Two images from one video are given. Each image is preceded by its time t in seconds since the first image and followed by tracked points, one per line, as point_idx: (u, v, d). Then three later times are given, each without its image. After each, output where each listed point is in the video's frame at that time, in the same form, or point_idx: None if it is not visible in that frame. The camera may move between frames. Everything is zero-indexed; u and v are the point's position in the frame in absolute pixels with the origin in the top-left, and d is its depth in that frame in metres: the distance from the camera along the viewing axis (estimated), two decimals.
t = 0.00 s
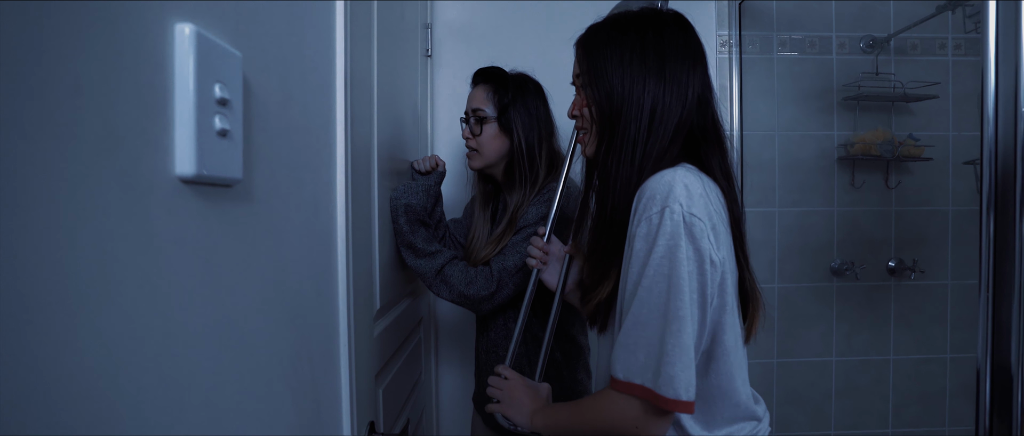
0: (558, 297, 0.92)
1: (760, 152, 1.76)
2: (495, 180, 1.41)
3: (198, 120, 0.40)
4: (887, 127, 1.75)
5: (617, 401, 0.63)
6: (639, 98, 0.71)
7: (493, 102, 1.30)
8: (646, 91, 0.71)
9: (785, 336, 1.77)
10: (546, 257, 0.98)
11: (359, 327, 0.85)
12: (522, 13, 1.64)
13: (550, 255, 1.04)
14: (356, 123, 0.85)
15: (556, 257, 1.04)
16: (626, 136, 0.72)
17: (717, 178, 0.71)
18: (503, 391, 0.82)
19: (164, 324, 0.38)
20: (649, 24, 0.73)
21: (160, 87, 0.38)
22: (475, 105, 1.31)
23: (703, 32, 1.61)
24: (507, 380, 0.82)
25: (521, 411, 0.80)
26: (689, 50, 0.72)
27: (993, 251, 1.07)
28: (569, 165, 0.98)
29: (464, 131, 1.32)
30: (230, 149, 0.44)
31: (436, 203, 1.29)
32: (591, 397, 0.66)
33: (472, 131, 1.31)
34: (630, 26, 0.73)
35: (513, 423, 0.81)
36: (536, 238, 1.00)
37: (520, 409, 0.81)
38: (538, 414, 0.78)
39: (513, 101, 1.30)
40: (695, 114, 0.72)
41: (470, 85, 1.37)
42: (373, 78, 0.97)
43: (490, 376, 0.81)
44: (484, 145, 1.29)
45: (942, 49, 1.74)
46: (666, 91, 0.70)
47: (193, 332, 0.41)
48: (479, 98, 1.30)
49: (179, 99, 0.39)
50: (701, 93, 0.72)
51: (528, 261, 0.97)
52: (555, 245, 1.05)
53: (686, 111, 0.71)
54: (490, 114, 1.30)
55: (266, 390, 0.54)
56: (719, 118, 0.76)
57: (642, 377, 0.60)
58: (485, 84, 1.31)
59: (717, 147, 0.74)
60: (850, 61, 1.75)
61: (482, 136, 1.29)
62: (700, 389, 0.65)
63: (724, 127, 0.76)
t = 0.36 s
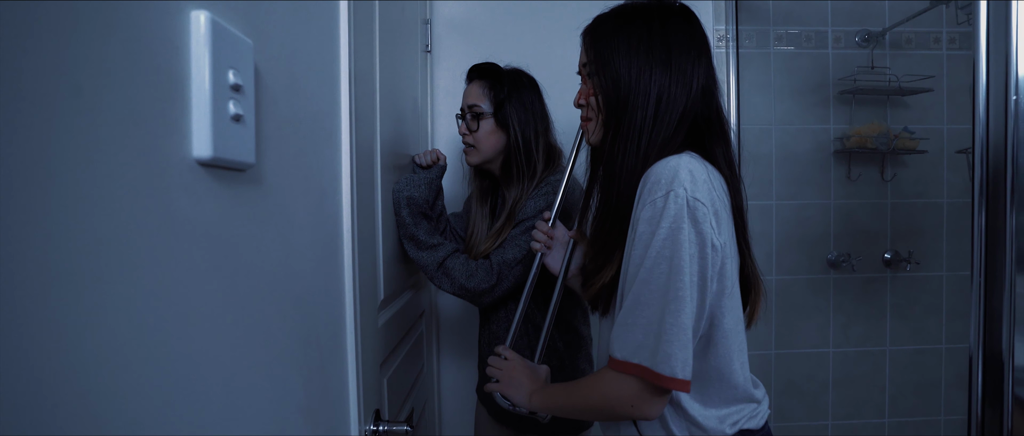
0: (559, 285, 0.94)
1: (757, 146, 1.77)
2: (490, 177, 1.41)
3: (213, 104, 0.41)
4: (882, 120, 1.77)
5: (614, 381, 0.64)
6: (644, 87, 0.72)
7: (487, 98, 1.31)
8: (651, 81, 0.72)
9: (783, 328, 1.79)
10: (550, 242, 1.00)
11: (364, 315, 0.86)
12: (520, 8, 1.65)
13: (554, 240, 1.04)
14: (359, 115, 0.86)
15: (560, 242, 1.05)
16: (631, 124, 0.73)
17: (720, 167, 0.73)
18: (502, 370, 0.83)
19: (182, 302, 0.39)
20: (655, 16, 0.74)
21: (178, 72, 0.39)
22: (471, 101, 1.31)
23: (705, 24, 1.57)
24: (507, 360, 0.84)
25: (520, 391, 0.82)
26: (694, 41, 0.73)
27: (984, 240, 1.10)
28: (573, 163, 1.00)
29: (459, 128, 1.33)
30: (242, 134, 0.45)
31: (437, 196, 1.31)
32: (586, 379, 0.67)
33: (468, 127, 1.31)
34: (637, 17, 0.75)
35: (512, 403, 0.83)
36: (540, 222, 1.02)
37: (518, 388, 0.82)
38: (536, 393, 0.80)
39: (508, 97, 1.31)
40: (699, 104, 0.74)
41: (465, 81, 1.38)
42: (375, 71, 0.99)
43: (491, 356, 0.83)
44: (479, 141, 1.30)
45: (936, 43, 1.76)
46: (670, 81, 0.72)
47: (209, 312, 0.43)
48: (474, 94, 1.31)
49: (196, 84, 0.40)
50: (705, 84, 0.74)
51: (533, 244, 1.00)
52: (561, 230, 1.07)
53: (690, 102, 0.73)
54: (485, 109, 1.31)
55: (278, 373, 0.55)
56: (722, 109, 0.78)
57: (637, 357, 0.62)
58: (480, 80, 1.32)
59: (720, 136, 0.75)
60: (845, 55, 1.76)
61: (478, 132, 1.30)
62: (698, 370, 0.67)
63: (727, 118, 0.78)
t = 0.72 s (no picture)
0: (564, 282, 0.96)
1: (754, 142, 1.80)
2: (491, 174, 1.44)
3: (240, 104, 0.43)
4: (876, 116, 1.80)
5: (623, 373, 0.66)
6: (644, 86, 0.75)
7: (487, 97, 1.33)
8: (650, 80, 0.74)
9: (780, 321, 1.82)
10: (552, 241, 1.03)
11: (373, 310, 0.88)
12: (520, 7, 1.67)
13: (557, 241, 1.08)
14: (367, 114, 0.88)
15: (562, 241, 1.08)
16: (631, 123, 0.75)
17: (719, 163, 0.75)
18: (512, 369, 0.86)
19: (217, 296, 0.41)
20: (653, 17, 0.77)
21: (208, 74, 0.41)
22: (472, 100, 1.33)
23: (702, 23, 1.60)
24: (517, 360, 0.87)
25: (531, 388, 0.84)
26: (692, 41, 0.75)
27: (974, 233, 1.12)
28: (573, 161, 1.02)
29: (460, 127, 1.35)
30: (264, 134, 0.47)
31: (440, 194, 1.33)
32: (597, 372, 0.69)
33: (469, 126, 1.34)
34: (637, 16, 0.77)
35: (524, 400, 0.85)
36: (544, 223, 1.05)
37: (530, 386, 0.85)
38: (548, 390, 0.82)
39: (508, 95, 1.33)
40: (698, 103, 0.76)
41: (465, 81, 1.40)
42: (380, 72, 1.00)
43: (501, 357, 0.85)
44: (481, 140, 1.33)
45: (929, 40, 1.79)
46: (669, 80, 0.74)
47: (237, 306, 0.44)
48: (475, 94, 1.33)
49: (223, 85, 0.42)
50: (703, 83, 0.76)
51: (537, 246, 1.02)
52: (563, 230, 1.10)
53: (689, 100, 0.75)
54: (485, 108, 1.33)
55: (298, 366, 0.57)
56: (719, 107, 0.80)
57: (647, 351, 0.64)
58: (480, 79, 1.34)
59: (719, 134, 0.77)
60: (840, 52, 1.79)
61: (479, 130, 1.32)
62: (703, 362, 0.69)
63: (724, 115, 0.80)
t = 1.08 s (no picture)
0: (567, 285, 0.98)
1: (751, 140, 1.81)
2: (491, 175, 1.44)
3: (250, 119, 0.44)
4: (871, 112, 1.82)
5: (627, 376, 0.68)
6: (640, 90, 0.75)
7: (487, 99, 1.32)
8: (646, 83, 0.75)
9: (778, 316, 1.84)
10: (554, 244, 1.04)
11: (377, 314, 0.89)
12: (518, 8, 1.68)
13: (558, 243, 1.10)
14: (368, 120, 0.89)
15: (563, 244, 1.10)
16: (628, 126, 0.77)
17: (718, 165, 0.76)
18: (519, 372, 0.87)
19: (227, 305, 0.42)
20: (648, 21, 0.78)
21: (219, 90, 0.42)
22: (470, 103, 1.33)
23: (698, 22, 1.61)
24: (523, 362, 0.88)
25: (538, 390, 0.86)
26: (687, 44, 0.76)
27: (969, 229, 1.13)
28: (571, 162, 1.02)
29: (459, 130, 1.35)
30: (274, 146, 0.48)
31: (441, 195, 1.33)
32: (601, 375, 0.71)
33: (468, 128, 1.34)
34: (631, 21, 0.78)
35: (531, 403, 0.87)
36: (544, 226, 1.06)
37: (536, 388, 0.86)
38: (553, 391, 0.84)
39: (507, 97, 1.32)
40: (694, 105, 0.77)
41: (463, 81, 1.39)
42: (381, 75, 1.01)
43: (507, 360, 0.86)
44: (480, 142, 1.33)
45: (923, 36, 1.81)
46: (665, 83, 0.75)
47: (247, 315, 0.45)
48: (474, 96, 1.33)
49: (234, 100, 0.43)
50: (699, 85, 0.77)
51: (539, 249, 1.03)
52: (564, 232, 1.11)
53: (686, 103, 0.76)
54: (485, 111, 1.33)
55: (307, 370, 0.58)
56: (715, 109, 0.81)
57: (649, 353, 0.66)
58: (479, 81, 1.32)
59: (716, 136, 0.78)
60: (835, 49, 1.80)
61: (479, 132, 1.33)
62: (706, 363, 0.71)
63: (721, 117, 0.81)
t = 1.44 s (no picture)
0: (571, 283, 0.98)
1: (749, 132, 1.81)
2: (493, 175, 1.41)
3: (250, 133, 0.43)
4: (870, 102, 1.81)
5: (626, 375, 0.68)
6: (639, 87, 0.75)
7: (488, 98, 1.28)
8: (644, 80, 0.75)
9: (781, 308, 1.84)
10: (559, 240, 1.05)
11: (382, 320, 0.89)
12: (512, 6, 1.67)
13: (563, 238, 1.09)
14: (367, 125, 0.89)
15: (569, 238, 1.09)
16: (628, 124, 0.76)
17: (720, 162, 0.76)
18: (519, 366, 0.86)
19: (232, 320, 0.42)
20: (646, 17, 0.77)
21: (220, 105, 0.41)
22: (472, 102, 1.28)
23: (694, 16, 1.60)
24: (524, 357, 0.88)
25: (538, 384, 0.86)
26: (685, 40, 0.76)
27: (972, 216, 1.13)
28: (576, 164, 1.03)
29: (462, 129, 1.31)
30: (275, 160, 0.48)
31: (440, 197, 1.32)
32: (599, 372, 0.71)
33: (471, 128, 1.30)
34: (628, 19, 0.77)
35: (532, 397, 0.87)
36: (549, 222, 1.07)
37: (537, 382, 0.86)
38: (553, 387, 0.83)
39: (509, 95, 1.28)
40: (695, 102, 0.77)
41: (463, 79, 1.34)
42: (378, 80, 1.01)
43: (509, 353, 0.86)
44: (484, 141, 1.29)
45: (919, 24, 1.80)
46: (664, 80, 0.75)
47: (253, 329, 0.45)
48: (475, 96, 1.28)
49: (233, 116, 0.43)
50: (698, 81, 0.76)
51: (543, 244, 1.04)
52: (569, 228, 1.11)
53: (686, 99, 0.75)
54: (487, 110, 1.28)
55: (313, 381, 0.58)
56: (716, 105, 0.80)
57: (649, 353, 0.66)
58: (479, 80, 1.27)
59: (717, 131, 0.78)
60: (832, 39, 1.80)
61: (482, 132, 1.29)
62: (709, 360, 0.71)
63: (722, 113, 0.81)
